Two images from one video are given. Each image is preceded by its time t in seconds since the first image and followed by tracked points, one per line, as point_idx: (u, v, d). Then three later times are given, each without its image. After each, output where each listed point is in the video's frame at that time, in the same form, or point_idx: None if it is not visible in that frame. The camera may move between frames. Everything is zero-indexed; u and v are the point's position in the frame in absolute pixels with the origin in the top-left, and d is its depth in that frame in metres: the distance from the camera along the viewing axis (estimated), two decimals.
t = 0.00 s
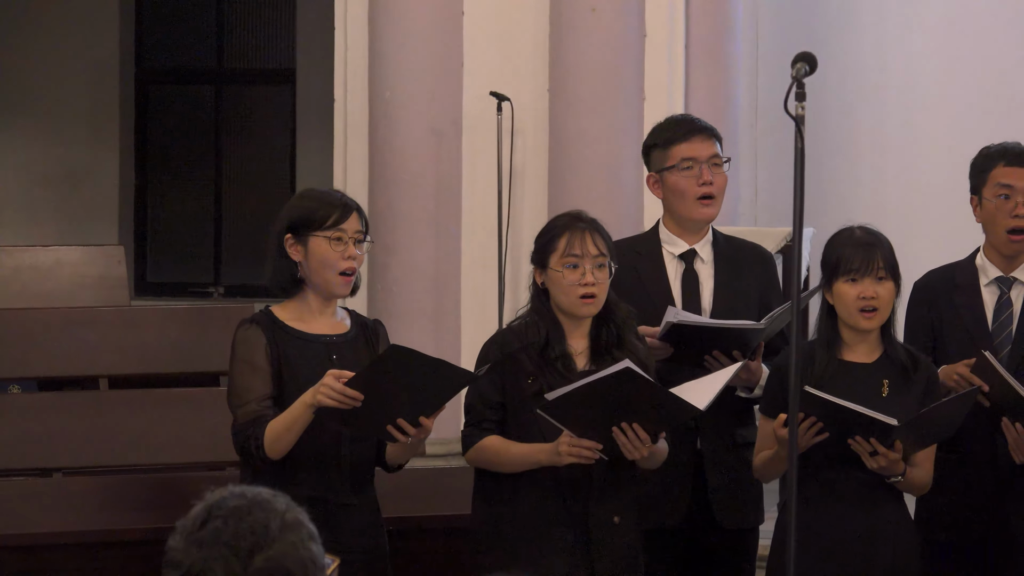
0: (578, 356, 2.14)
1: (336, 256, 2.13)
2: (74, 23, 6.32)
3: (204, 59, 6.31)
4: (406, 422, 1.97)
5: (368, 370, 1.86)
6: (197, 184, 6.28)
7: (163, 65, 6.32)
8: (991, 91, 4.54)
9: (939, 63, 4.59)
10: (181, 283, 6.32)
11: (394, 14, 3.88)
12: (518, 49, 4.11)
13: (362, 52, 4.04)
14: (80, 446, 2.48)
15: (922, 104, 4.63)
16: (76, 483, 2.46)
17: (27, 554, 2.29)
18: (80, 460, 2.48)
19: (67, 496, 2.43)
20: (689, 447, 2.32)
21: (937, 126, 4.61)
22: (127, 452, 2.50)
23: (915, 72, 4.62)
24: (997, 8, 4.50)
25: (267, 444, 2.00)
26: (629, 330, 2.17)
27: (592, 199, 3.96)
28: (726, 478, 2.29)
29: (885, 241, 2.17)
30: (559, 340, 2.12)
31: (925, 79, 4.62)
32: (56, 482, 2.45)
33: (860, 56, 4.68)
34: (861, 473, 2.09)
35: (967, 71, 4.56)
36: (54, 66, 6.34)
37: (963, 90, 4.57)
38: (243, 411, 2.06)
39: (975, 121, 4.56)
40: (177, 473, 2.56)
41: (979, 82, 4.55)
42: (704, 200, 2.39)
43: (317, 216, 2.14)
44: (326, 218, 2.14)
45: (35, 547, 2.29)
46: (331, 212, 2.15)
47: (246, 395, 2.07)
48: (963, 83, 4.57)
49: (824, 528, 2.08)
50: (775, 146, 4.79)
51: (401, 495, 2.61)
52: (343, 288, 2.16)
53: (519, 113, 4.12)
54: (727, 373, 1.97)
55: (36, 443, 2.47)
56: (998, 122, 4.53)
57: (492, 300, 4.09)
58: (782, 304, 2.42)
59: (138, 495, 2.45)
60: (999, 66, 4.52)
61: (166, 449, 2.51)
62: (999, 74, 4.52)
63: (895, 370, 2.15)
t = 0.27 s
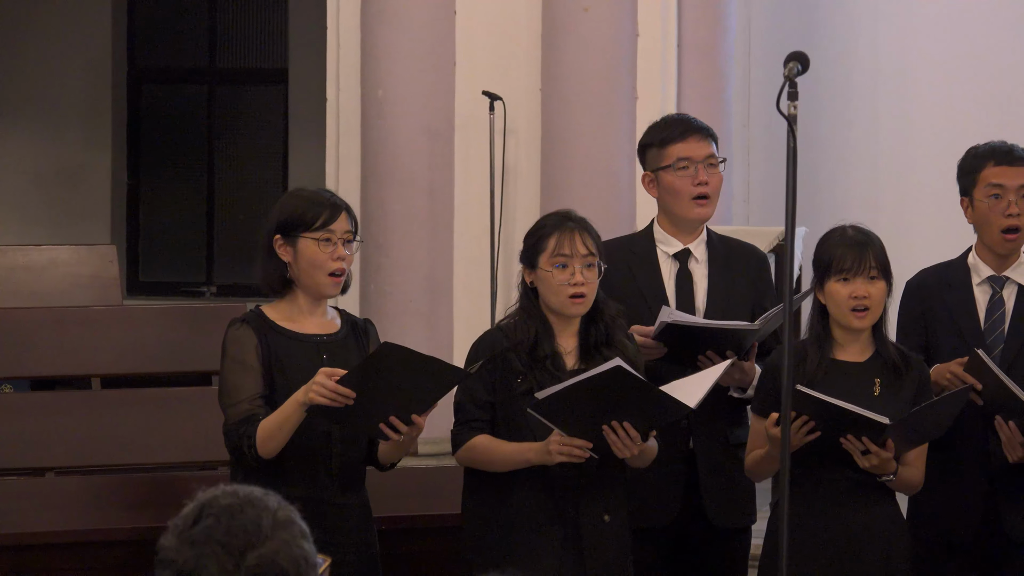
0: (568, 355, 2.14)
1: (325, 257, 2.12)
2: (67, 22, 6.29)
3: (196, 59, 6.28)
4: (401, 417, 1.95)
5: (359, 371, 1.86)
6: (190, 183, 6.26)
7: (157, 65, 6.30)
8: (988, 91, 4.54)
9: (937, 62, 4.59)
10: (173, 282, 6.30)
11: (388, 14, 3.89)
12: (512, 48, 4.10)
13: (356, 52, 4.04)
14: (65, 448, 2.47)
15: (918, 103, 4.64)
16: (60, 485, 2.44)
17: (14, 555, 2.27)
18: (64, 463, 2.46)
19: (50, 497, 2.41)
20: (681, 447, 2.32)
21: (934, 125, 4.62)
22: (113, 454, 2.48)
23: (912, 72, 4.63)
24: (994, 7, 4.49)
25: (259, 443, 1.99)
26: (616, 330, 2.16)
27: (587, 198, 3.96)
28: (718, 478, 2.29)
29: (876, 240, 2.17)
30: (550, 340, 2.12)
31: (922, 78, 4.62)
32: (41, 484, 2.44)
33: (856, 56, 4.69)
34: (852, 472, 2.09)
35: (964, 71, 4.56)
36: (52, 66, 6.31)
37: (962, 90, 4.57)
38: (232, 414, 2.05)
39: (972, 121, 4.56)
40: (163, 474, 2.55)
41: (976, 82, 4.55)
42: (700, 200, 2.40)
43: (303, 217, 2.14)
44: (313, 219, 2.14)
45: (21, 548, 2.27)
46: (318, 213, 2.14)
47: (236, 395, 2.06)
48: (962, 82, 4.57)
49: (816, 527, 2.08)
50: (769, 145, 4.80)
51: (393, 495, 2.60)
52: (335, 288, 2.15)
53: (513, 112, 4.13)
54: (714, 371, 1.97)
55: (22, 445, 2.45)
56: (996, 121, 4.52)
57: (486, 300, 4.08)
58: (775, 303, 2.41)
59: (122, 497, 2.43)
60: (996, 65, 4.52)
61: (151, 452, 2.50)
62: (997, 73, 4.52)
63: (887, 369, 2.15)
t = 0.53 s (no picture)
0: (557, 355, 2.13)
1: (314, 258, 2.12)
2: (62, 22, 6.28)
3: (188, 58, 6.26)
4: (392, 418, 1.95)
5: (347, 370, 1.85)
6: (182, 183, 6.24)
7: (149, 64, 6.28)
8: (987, 92, 4.53)
9: (932, 63, 4.60)
10: (165, 282, 6.28)
11: (383, 14, 3.88)
12: (505, 48, 4.10)
13: (349, 52, 4.04)
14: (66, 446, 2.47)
15: (913, 104, 4.65)
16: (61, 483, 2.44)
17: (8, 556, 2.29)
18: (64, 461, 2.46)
19: (50, 496, 2.41)
20: (674, 447, 2.32)
21: (930, 127, 4.62)
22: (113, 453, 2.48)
23: (907, 73, 4.65)
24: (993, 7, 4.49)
25: (250, 443, 1.99)
26: (607, 329, 2.16)
27: (580, 198, 3.96)
28: (711, 478, 2.28)
29: (868, 240, 2.17)
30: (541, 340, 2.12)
31: (918, 79, 4.63)
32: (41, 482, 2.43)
33: (851, 56, 4.71)
34: (845, 472, 2.09)
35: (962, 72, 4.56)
36: (45, 66, 6.31)
37: (960, 91, 4.57)
38: (224, 413, 2.04)
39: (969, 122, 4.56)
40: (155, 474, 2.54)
41: (975, 84, 4.55)
42: (694, 200, 2.40)
43: (291, 218, 2.13)
44: (301, 220, 2.13)
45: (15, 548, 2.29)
46: (307, 215, 2.14)
47: (227, 395, 2.05)
48: (960, 83, 4.57)
49: (810, 528, 2.08)
50: (762, 144, 4.81)
51: (386, 495, 2.60)
52: (323, 289, 2.15)
53: (506, 112, 4.13)
54: (704, 371, 1.97)
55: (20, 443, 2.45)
56: (992, 122, 4.52)
57: (479, 299, 4.08)
58: (768, 303, 2.42)
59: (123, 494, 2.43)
60: (995, 67, 4.51)
61: (150, 449, 2.50)
62: (995, 74, 4.51)
63: (878, 369, 2.15)
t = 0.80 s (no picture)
0: (548, 355, 2.13)
1: (303, 259, 2.12)
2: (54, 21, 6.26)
3: (182, 59, 6.25)
4: (382, 417, 1.94)
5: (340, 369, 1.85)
6: (174, 183, 6.22)
7: (142, 64, 6.26)
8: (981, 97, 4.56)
9: (926, 65, 4.62)
10: (157, 282, 6.26)
11: (376, 14, 3.88)
12: (497, 49, 4.11)
13: (341, 52, 4.03)
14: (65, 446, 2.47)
15: (907, 106, 4.66)
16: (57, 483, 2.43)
17: (6, 556, 2.29)
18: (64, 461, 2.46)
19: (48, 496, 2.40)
20: (667, 447, 2.32)
21: (924, 129, 4.64)
22: (114, 453, 2.49)
23: (901, 75, 4.66)
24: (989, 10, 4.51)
25: (240, 442, 1.98)
26: (599, 329, 2.16)
27: (573, 198, 3.96)
28: (703, 479, 2.29)
29: (860, 239, 2.18)
30: (532, 340, 2.12)
31: (913, 81, 4.64)
32: (39, 481, 2.42)
33: (843, 57, 4.73)
34: (837, 472, 2.09)
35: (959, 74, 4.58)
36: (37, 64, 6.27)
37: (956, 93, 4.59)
38: (216, 413, 2.04)
39: (963, 125, 4.58)
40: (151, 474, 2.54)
41: (972, 86, 4.57)
42: (687, 199, 2.40)
43: (280, 219, 2.13)
44: (290, 221, 2.13)
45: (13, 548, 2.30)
46: (296, 216, 2.13)
47: (217, 395, 2.05)
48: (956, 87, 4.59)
49: (802, 527, 2.09)
50: (754, 145, 4.81)
51: (378, 496, 2.59)
52: (312, 290, 2.14)
53: (498, 112, 4.13)
54: (695, 370, 1.98)
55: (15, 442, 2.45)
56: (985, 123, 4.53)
57: (471, 300, 4.07)
58: (760, 303, 2.42)
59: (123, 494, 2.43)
60: (992, 70, 4.53)
61: (150, 449, 2.51)
62: (992, 77, 4.54)
63: (870, 368, 2.15)
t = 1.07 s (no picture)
0: (539, 355, 2.13)
1: (291, 259, 2.11)
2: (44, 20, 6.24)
3: (172, 58, 6.23)
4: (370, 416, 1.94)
5: (328, 369, 1.84)
6: (166, 183, 6.20)
7: (132, 64, 6.25)
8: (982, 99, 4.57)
9: (920, 66, 4.64)
10: (149, 282, 6.23)
11: (367, 14, 3.88)
12: (488, 49, 4.10)
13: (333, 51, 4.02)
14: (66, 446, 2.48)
15: (899, 106, 4.68)
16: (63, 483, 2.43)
17: None
18: (66, 460, 2.47)
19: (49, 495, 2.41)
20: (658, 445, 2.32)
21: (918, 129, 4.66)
22: (112, 452, 2.49)
23: (893, 76, 4.68)
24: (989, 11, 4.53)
25: (229, 441, 1.97)
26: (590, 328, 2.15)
27: (564, 198, 3.96)
28: (695, 479, 2.28)
29: (851, 240, 2.18)
30: (523, 339, 2.11)
31: (907, 81, 4.66)
32: (36, 481, 2.42)
33: (833, 58, 4.74)
34: (828, 471, 2.10)
35: (959, 74, 4.59)
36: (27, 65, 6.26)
37: (955, 93, 4.61)
38: (204, 414, 2.03)
39: (961, 126, 4.60)
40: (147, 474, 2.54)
41: (972, 85, 4.58)
42: (678, 197, 2.40)
43: (268, 219, 2.12)
44: (278, 220, 2.12)
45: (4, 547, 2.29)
46: (283, 216, 2.13)
47: (206, 395, 2.04)
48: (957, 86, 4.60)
49: (794, 527, 2.09)
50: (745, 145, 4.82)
51: (370, 496, 2.59)
52: (300, 290, 2.14)
53: (490, 112, 4.12)
54: (686, 370, 1.97)
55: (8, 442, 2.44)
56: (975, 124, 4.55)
57: (462, 300, 4.07)
58: (751, 302, 2.42)
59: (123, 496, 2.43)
60: (992, 69, 4.55)
61: (150, 448, 2.51)
62: (993, 77, 4.55)
63: (861, 368, 2.16)
